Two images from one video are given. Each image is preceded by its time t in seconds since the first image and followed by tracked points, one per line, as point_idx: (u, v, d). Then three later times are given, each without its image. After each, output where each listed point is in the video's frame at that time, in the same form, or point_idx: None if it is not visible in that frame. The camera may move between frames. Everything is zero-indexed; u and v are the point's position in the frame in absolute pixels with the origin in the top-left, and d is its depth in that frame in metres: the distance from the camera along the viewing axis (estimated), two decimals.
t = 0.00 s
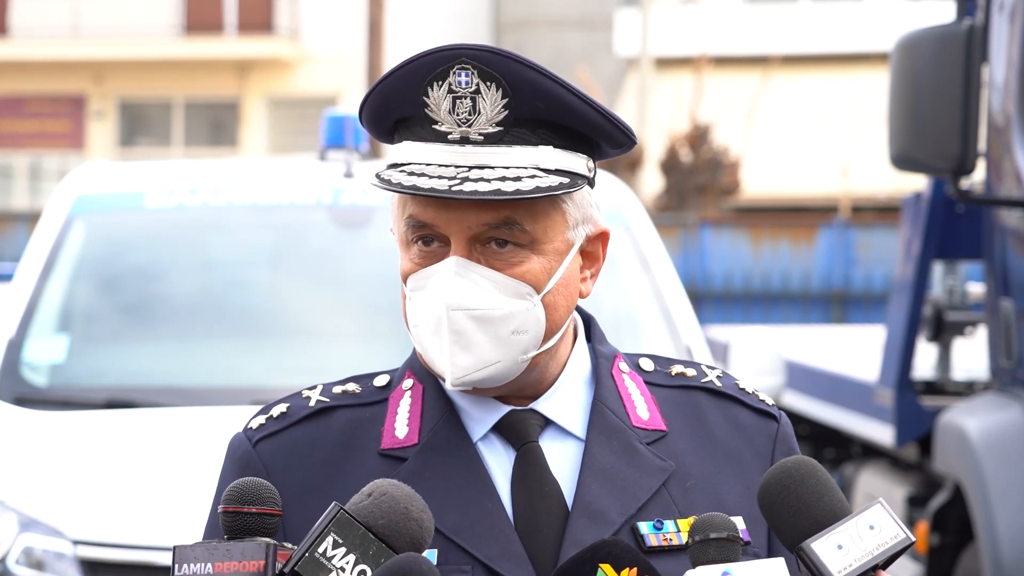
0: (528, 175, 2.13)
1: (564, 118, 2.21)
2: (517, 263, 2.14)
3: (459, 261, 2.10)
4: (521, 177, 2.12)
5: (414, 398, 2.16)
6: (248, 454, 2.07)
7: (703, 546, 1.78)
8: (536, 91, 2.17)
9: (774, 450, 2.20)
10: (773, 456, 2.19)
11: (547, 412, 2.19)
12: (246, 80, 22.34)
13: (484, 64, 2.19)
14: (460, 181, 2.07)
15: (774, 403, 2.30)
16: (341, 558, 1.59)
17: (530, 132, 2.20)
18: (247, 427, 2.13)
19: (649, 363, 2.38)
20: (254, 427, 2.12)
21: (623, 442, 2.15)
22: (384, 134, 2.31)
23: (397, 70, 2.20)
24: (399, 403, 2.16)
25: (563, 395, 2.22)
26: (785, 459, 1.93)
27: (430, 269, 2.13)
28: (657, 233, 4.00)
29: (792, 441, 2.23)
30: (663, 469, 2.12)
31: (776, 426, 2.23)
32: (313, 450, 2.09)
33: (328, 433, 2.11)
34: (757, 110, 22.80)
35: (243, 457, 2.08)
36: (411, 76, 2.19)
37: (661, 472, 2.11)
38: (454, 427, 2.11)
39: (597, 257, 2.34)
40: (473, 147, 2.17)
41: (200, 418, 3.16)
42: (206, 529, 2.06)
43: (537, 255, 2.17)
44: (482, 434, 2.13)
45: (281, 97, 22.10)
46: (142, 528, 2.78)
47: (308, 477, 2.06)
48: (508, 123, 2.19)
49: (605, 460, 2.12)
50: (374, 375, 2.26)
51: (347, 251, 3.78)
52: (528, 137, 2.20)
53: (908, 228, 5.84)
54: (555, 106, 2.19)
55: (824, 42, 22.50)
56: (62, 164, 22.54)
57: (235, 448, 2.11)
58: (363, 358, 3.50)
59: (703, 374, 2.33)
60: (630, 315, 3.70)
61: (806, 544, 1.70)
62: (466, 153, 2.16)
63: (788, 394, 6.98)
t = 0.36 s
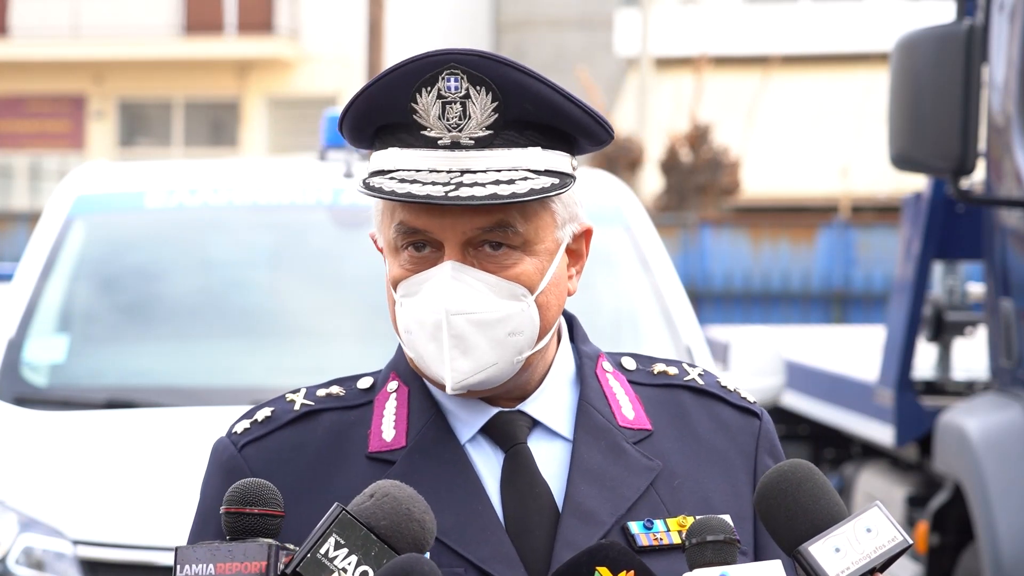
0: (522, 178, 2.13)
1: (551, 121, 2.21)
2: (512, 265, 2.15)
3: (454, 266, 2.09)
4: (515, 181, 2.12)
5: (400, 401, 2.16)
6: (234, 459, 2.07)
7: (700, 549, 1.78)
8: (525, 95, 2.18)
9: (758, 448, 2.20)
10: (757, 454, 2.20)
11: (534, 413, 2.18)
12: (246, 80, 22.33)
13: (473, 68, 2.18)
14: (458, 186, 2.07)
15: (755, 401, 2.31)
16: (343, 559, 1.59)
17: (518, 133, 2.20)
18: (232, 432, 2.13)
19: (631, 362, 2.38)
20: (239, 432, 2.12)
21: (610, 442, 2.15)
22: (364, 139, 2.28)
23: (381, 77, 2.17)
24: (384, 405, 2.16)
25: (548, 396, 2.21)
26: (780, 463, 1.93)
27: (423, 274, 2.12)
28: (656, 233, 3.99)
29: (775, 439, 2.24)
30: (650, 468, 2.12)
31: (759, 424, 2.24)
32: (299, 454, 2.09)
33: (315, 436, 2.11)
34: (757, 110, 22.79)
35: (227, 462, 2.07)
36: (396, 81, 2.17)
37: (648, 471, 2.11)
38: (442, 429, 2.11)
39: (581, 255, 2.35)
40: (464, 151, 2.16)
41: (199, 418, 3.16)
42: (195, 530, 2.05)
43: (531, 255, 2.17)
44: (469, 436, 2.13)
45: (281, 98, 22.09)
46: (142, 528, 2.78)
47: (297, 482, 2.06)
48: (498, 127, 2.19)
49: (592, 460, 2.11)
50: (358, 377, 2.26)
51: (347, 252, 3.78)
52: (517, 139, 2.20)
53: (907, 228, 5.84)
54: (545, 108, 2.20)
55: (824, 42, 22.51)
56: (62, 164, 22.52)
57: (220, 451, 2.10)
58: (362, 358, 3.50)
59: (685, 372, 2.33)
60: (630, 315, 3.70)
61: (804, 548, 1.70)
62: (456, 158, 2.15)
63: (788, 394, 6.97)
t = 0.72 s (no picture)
0: (531, 157, 2.15)
1: (552, 103, 2.24)
2: (522, 245, 2.15)
3: (470, 246, 2.10)
4: (525, 159, 2.14)
5: (392, 397, 2.16)
6: (226, 457, 2.07)
7: (698, 550, 1.77)
8: (528, 76, 2.19)
9: (747, 443, 2.21)
10: (746, 449, 2.20)
11: (527, 409, 2.17)
12: (246, 80, 22.33)
13: (478, 50, 2.20)
14: (472, 164, 2.07)
15: (741, 397, 2.32)
16: (347, 565, 1.59)
17: (520, 114, 2.21)
18: (224, 431, 2.13)
19: (618, 360, 2.38)
20: (231, 431, 2.12)
21: (602, 436, 2.14)
22: (355, 135, 2.25)
23: (386, 64, 2.17)
24: (377, 403, 2.15)
25: (539, 392, 2.20)
26: (779, 462, 1.93)
27: (435, 262, 2.11)
28: (656, 234, 3.99)
29: (763, 434, 2.24)
30: (642, 461, 2.12)
31: (746, 419, 2.24)
32: (291, 452, 2.09)
33: (307, 434, 2.11)
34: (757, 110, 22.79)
35: (220, 461, 2.07)
36: (402, 67, 2.17)
37: (641, 464, 2.11)
38: (435, 424, 2.11)
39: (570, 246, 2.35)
40: (470, 132, 2.15)
41: (199, 419, 3.16)
42: (187, 532, 2.06)
43: (537, 236, 2.17)
44: (462, 430, 2.13)
45: (281, 98, 22.08)
46: (142, 529, 2.78)
47: (290, 481, 2.06)
48: (504, 107, 2.19)
49: (585, 453, 2.11)
50: (348, 376, 2.26)
51: (347, 252, 3.77)
52: (521, 121, 2.21)
53: (907, 228, 5.84)
54: (546, 90, 2.22)
55: (824, 42, 22.51)
56: (62, 164, 22.53)
57: (212, 451, 2.10)
58: (361, 358, 3.50)
59: (672, 369, 2.34)
60: (630, 315, 3.70)
61: (803, 549, 1.70)
62: (465, 138, 2.14)
63: (788, 394, 6.97)
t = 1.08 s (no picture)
0: (543, 164, 2.15)
1: (564, 111, 2.23)
2: (532, 252, 2.15)
3: (483, 253, 2.10)
4: (536, 167, 2.14)
5: (391, 397, 2.16)
6: (226, 455, 2.07)
7: (699, 551, 1.77)
8: (542, 82, 2.19)
9: (743, 443, 2.21)
10: (743, 448, 2.20)
11: (528, 408, 2.17)
12: (246, 80, 22.33)
13: (495, 57, 2.18)
14: (487, 172, 2.07)
15: (737, 397, 2.32)
16: (348, 555, 1.59)
17: (531, 120, 2.21)
18: (222, 430, 2.13)
19: (616, 359, 2.37)
20: (230, 429, 2.12)
21: (602, 436, 2.14)
22: (363, 135, 2.22)
23: (401, 69, 2.15)
24: (376, 403, 2.15)
25: (539, 392, 2.20)
26: (780, 464, 1.93)
27: (447, 267, 2.11)
28: (656, 234, 3.99)
29: (759, 434, 2.25)
30: (642, 462, 2.12)
31: (742, 419, 2.25)
32: (292, 452, 2.09)
33: (307, 433, 2.11)
34: (757, 110, 22.79)
35: (220, 459, 2.07)
36: (419, 71, 2.16)
37: (641, 465, 2.11)
38: (436, 423, 2.11)
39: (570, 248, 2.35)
40: (484, 139, 2.14)
41: (198, 418, 3.16)
42: (185, 530, 2.05)
43: (546, 242, 2.17)
44: (463, 431, 2.12)
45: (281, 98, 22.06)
46: (142, 528, 2.78)
47: (290, 479, 2.06)
48: (518, 114, 2.19)
49: (586, 454, 2.11)
50: (346, 376, 2.26)
51: (348, 252, 3.77)
52: (532, 127, 2.21)
53: (908, 228, 5.84)
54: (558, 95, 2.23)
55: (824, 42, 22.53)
56: (62, 164, 22.55)
57: (210, 449, 2.10)
58: (360, 358, 3.50)
59: (669, 370, 2.34)
60: (630, 316, 3.70)
61: (803, 548, 1.70)
62: (479, 145, 2.13)
63: (788, 394, 6.97)
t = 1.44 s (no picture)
0: (557, 171, 2.15)
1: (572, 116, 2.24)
2: (544, 258, 2.15)
3: (500, 262, 2.09)
4: (550, 173, 2.14)
5: (392, 397, 2.16)
6: (226, 456, 2.07)
7: (700, 551, 1.77)
8: (554, 88, 2.19)
9: (741, 443, 2.22)
10: (742, 449, 2.21)
11: (530, 410, 2.17)
12: (246, 80, 22.32)
13: (513, 66, 2.17)
14: (506, 183, 2.07)
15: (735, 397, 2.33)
16: (354, 555, 1.59)
17: (542, 127, 2.22)
18: (223, 431, 2.13)
19: (614, 360, 2.38)
20: (230, 431, 2.12)
21: (604, 438, 2.14)
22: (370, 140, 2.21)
23: (417, 76, 2.14)
24: (377, 404, 2.15)
25: (541, 393, 2.20)
26: (781, 464, 1.93)
27: (460, 276, 2.10)
28: (657, 234, 3.99)
29: (757, 435, 2.25)
30: (644, 463, 2.12)
31: (740, 420, 2.25)
32: (294, 453, 2.09)
33: (308, 434, 2.11)
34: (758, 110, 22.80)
35: (221, 460, 2.07)
36: (435, 80, 2.14)
37: (642, 467, 2.11)
38: (438, 424, 2.11)
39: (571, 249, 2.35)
40: (501, 147, 2.14)
41: (198, 419, 3.16)
42: (184, 530, 2.05)
43: (557, 248, 2.17)
44: (466, 432, 2.12)
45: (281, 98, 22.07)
46: (142, 528, 2.78)
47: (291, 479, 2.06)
48: (531, 121, 2.19)
49: (588, 455, 2.11)
50: (346, 376, 2.26)
51: (348, 252, 3.77)
52: (542, 133, 2.21)
53: (908, 228, 5.84)
54: (570, 102, 2.23)
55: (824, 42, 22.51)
56: (62, 164, 22.56)
57: (210, 449, 2.10)
58: (361, 359, 3.50)
59: (667, 370, 2.35)
60: (631, 316, 3.70)
61: (804, 549, 1.70)
62: (494, 154, 2.13)
63: (788, 394, 6.97)
